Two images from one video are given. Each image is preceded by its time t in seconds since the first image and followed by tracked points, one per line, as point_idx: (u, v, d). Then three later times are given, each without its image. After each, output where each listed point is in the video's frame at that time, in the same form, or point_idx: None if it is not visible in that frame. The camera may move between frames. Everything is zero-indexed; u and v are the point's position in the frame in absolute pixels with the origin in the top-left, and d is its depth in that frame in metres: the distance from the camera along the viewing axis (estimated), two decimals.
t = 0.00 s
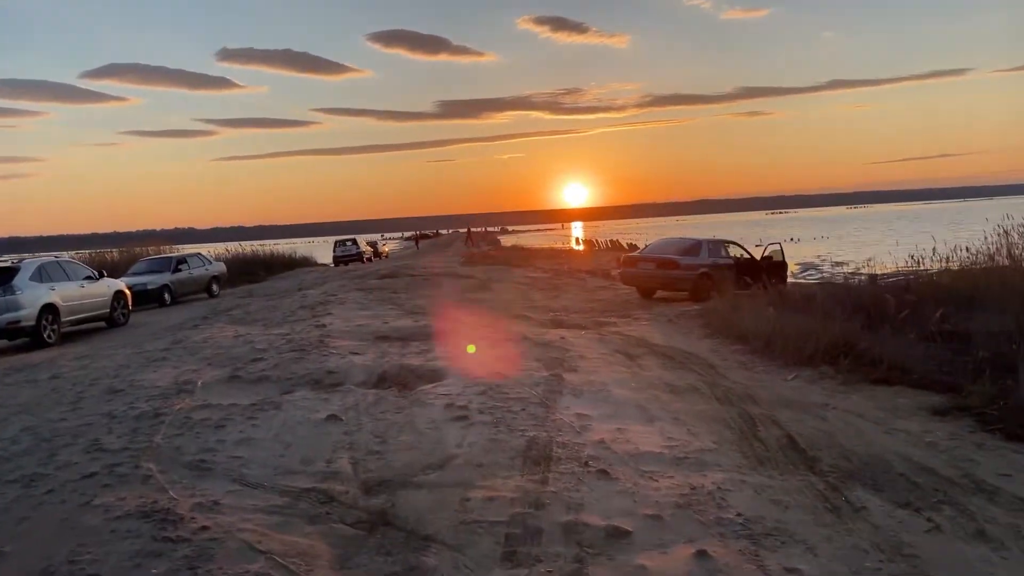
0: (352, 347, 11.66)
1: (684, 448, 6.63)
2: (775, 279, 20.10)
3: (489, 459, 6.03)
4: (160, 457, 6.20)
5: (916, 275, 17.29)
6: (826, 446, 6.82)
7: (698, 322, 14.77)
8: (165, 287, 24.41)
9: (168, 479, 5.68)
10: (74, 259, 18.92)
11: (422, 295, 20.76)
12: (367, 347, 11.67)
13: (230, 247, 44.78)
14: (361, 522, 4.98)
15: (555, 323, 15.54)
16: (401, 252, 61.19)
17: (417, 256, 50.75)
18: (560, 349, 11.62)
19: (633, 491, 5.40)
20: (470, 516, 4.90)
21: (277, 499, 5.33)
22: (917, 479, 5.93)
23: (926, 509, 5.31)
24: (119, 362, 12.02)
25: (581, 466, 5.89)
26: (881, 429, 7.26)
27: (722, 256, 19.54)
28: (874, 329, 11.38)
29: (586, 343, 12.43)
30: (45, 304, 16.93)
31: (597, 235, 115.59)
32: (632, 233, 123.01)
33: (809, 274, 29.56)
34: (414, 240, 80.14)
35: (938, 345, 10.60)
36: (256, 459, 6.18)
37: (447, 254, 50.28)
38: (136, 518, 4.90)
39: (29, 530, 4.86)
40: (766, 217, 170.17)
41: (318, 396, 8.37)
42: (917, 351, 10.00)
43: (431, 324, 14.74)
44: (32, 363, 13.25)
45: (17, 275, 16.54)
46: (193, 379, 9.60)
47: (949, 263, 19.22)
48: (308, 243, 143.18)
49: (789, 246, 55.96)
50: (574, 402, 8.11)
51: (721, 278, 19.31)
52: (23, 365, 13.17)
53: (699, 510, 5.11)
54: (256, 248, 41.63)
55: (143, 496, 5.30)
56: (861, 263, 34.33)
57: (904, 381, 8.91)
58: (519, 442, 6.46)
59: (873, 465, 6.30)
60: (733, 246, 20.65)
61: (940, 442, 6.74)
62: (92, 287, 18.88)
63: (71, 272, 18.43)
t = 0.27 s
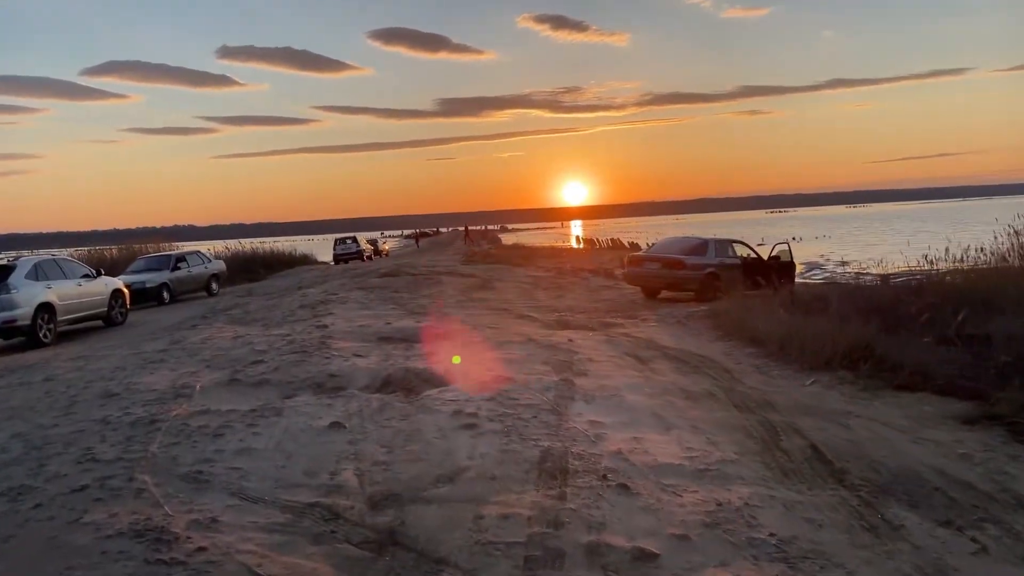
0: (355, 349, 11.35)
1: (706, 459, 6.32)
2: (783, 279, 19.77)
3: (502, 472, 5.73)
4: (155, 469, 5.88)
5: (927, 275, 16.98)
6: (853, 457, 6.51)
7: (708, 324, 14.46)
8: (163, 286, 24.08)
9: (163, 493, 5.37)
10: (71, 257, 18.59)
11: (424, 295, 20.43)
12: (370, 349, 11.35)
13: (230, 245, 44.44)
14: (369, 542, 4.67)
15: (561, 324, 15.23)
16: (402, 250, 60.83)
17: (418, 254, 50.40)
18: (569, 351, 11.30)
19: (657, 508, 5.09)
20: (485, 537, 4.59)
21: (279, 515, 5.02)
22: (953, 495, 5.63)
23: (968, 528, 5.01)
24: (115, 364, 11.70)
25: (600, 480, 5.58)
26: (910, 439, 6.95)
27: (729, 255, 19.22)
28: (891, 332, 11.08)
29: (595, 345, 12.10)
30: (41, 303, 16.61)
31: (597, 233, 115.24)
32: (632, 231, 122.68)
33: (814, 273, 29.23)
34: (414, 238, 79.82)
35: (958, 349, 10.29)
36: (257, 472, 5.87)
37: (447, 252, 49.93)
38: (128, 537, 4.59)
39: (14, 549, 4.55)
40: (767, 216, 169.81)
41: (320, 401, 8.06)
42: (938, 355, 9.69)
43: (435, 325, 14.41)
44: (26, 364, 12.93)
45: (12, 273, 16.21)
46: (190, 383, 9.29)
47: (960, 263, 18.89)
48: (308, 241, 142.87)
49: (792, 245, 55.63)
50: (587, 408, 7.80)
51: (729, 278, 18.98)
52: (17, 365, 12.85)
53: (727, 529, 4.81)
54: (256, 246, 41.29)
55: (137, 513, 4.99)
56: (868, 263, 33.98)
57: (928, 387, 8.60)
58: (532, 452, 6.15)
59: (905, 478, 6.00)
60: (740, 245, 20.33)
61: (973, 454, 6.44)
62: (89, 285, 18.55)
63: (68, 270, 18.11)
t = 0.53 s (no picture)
0: (358, 350, 11.00)
1: (733, 470, 5.98)
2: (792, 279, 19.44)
3: (519, 484, 5.39)
4: (150, 480, 5.55)
5: (941, 276, 16.61)
6: (887, 468, 6.18)
7: (720, 324, 14.12)
8: (162, 283, 23.73)
9: (159, 507, 5.03)
10: (68, 254, 18.23)
11: (427, 294, 20.08)
12: (375, 350, 11.01)
13: (230, 242, 44.08)
14: (380, 562, 4.33)
15: (569, 325, 14.89)
16: (402, 248, 60.47)
17: (419, 252, 50.05)
18: (579, 353, 10.96)
19: (687, 526, 4.76)
20: (506, 558, 4.26)
21: (283, 532, 4.69)
22: (999, 512, 5.29)
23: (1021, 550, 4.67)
24: (111, 364, 11.35)
25: (624, 494, 5.25)
26: (945, 448, 6.61)
27: (738, 255, 18.89)
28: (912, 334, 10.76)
29: (605, 347, 11.75)
30: (37, 301, 16.26)
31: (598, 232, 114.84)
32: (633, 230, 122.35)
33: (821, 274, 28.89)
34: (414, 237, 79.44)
35: (984, 351, 9.94)
36: (259, 483, 5.53)
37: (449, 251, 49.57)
38: (121, 557, 4.25)
39: None
40: (768, 216, 169.43)
41: (324, 406, 7.72)
42: (964, 358, 9.34)
43: (440, 325, 14.07)
44: (20, 364, 12.58)
45: (7, 270, 15.86)
46: (189, 385, 8.95)
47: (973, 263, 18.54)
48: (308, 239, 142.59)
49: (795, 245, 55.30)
50: (603, 415, 7.47)
51: (737, 278, 18.65)
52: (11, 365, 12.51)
53: (766, 549, 4.47)
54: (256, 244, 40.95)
55: (130, 529, 4.65)
56: (874, 263, 33.63)
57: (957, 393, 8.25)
58: (550, 463, 5.81)
59: (945, 492, 5.66)
60: (749, 244, 19.99)
61: (1013, 466, 6.11)
62: (86, 283, 18.20)
63: (65, 268, 17.76)
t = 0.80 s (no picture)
0: (359, 355, 10.68)
1: (756, 487, 5.65)
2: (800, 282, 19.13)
3: (531, 503, 5.06)
4: (138, 497, 5.22)
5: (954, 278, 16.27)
6: (918, 485, 5.85)
7: (729, 328, 13.80)
8: (159, 284, 23.41)
9: (146, 529, 4.70)
10: (63, 254, 17.91)
11: (429, 296, 19.75)
12: (376, 355, 10.68)
13: (229, 242, 43.74)
14: None
15: (574, 328, 14.57)
16: (402, 249, 60.17)
17: (419, 253, 49.72)
18: (586, 359, 10.63)
19: (712, 551, 4.43)
20: None
21: (279, 557, 4.36)
22: None
23: None
24: (104, 368, 11.03)
25: (643, 515, 4.92)
26: (977, 464, 6.28)
27: (745, 258, 18.58)
28: (930, 340, 10.44)
29: (613, 352, 11.42)
30: (31, 301, 15.94)
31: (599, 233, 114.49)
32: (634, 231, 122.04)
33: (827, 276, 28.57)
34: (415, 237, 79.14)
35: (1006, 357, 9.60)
36: (254, 501, 5.20)
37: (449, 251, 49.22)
38: None
39: None
40: (769, 217, 169.14)
41: (323, 415, 7.39)
42: (987, 365, 9.01)
43: (442, 329, 13.74)
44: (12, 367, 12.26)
45: None
46: (183, 392, 8.62)
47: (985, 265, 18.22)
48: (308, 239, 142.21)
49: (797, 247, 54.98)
50: (615, 426, 7.14)
51: (744, 281, 18.37)
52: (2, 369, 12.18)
53: None
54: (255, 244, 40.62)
55: (114, 554, 4.33)
56: (879, 266, 33.34)
57: (983, 404, 7.93)
58: (563, 480, 5.48)
59: (982, 513, 5.34)
60: (756, 247, 19.67)
61: None
62: (81, 284, 17.88)
63: (60, 268, 17.44)
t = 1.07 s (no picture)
0: (361, 360, 10.32)
1: (783, 506, 5.28)
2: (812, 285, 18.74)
3: (544, 524, 4.69)
4: (122, 514, 4.87)
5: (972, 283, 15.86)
6: (956, 504, 5.47)
7: (743, 334, 13.43)
8: (159, 285, 23.09)
9: (127, 551, 4.35)
10: (61, 255, 17.59)
11: (433, 298, 19.39)
12: (378, 359, 10.32)
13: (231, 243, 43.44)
14: None
15: (581, 332, 14.20)
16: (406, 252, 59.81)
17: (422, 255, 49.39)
18: (596, 364, 10.25)
19: None
20: None
21: None
22: None
23: None
24: (98, 371, 10.69)
25: (665, 537, 4.56)
26: (1017, 481, 5.91)
27: (755, 261, 18.21)
28: (954, 347, 10.03)
29: (624, 357, 11.04)
30: (27, 302, 15.62)
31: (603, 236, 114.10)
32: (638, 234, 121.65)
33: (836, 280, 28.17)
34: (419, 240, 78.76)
35: None
36: (245, 518, 4.84)
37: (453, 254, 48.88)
38: None
39: None
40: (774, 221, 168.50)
41: (322, 423, 7.03)
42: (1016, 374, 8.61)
43: (447, 333, 13.38)
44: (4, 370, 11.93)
45: None
46: (177, 397, 8.27)
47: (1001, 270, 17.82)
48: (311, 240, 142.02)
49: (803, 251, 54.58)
50: (630, 437, 6.77)
51: (755, 284, 18.03)
52: None
53: None
54: (258, 245, 40.32)
55: None
56: (889, 271, 32.87)
57: (1015, 417, 7.54)
58: (577, 497, 5.12)
59: None
60: (766, 250, 19.30)
61: None
62: (79, 285, 17.56)
63: (57, 269, 17.13)
